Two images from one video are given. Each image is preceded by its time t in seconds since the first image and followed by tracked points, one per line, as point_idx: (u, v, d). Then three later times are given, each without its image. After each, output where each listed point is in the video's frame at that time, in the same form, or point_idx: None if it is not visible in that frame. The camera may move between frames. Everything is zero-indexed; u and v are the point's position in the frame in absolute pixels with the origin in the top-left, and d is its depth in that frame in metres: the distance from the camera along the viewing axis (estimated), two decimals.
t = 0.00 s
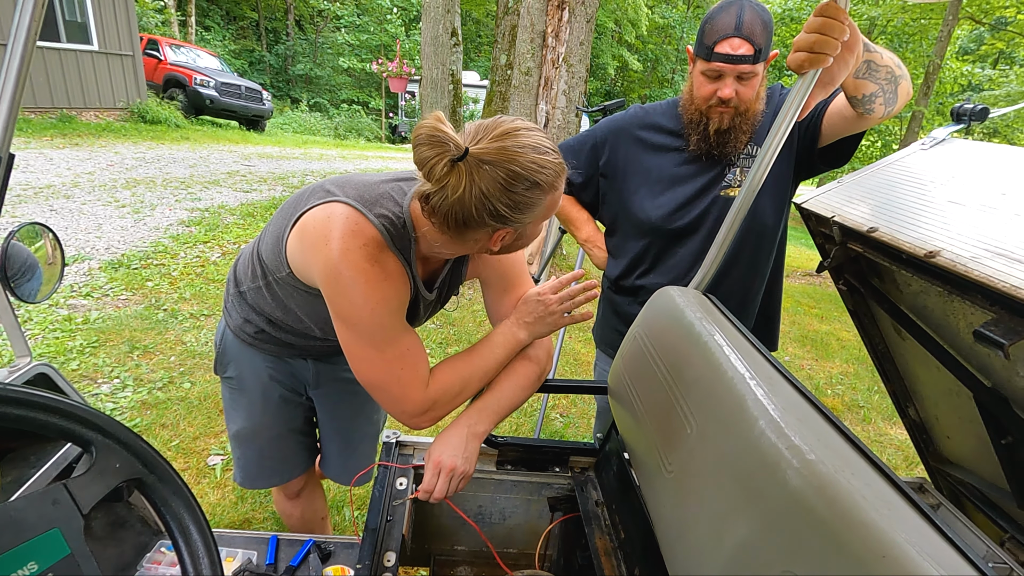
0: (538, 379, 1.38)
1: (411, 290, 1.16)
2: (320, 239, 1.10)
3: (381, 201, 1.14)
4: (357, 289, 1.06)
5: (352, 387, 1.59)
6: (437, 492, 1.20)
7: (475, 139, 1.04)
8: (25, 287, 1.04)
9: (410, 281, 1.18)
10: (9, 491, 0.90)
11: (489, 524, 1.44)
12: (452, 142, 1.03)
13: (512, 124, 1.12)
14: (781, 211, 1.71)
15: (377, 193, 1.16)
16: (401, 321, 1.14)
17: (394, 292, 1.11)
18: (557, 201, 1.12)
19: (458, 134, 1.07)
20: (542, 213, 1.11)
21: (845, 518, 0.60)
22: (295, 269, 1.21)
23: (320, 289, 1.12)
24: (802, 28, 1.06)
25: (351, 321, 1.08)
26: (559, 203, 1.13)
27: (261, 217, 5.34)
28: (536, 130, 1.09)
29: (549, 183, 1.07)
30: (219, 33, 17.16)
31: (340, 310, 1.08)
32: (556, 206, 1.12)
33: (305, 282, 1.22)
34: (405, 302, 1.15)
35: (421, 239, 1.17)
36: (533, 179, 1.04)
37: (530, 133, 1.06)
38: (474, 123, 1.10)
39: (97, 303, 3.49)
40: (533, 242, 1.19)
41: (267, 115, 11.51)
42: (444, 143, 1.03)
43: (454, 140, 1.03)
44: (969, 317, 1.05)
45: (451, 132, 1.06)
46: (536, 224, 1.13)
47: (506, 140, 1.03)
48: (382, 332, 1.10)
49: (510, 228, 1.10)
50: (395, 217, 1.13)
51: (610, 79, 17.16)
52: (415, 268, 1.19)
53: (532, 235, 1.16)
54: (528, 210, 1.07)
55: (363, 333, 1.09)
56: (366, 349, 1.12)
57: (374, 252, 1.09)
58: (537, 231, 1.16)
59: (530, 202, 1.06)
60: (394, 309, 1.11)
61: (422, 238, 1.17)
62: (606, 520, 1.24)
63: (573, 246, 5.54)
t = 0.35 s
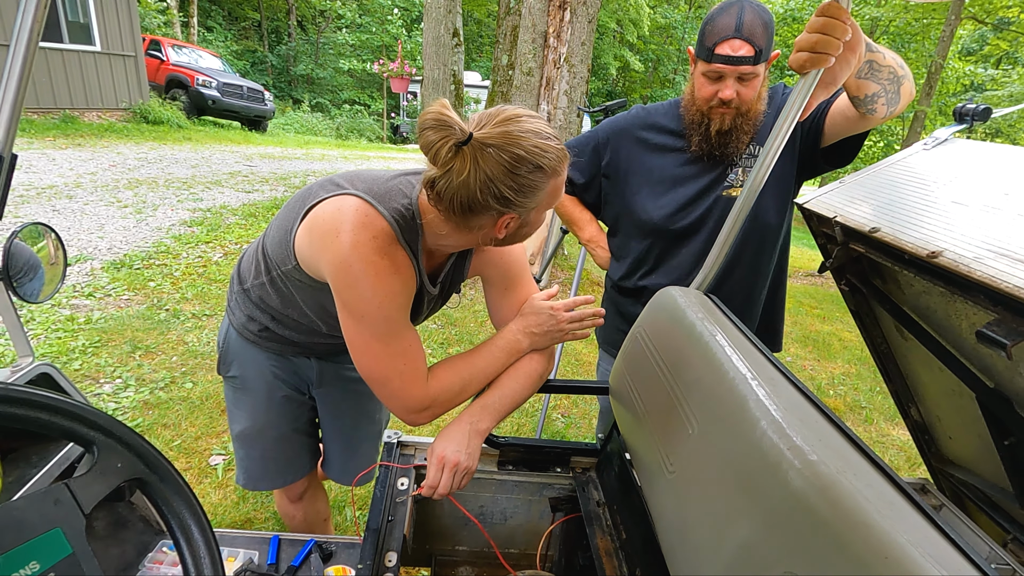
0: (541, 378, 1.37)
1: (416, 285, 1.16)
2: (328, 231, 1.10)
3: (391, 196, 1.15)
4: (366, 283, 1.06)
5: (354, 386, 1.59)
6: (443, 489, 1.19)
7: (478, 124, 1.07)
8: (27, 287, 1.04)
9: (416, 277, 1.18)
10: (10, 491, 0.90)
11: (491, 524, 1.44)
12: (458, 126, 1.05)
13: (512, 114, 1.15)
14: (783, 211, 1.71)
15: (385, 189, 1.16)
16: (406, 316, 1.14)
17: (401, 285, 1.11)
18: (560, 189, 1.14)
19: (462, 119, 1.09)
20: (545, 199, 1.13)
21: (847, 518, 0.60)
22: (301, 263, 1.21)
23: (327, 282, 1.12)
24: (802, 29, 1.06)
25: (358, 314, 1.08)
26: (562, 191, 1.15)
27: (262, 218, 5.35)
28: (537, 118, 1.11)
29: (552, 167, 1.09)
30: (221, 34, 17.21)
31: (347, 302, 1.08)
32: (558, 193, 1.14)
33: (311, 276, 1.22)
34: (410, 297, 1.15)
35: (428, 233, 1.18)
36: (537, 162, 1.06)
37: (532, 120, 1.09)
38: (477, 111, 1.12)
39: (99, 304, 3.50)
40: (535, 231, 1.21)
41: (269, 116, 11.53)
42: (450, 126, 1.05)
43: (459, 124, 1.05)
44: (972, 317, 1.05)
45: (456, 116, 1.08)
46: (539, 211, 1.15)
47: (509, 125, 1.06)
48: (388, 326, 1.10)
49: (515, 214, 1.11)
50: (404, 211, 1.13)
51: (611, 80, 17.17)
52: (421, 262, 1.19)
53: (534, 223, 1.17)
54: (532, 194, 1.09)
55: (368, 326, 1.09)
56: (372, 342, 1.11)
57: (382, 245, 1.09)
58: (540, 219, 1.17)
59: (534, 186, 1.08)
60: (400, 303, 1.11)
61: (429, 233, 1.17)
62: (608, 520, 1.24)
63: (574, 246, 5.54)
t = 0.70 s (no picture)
0: (544, 376, 1.37)
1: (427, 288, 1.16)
2: (342, 234, 1.09)
3: (404, 197, 1.14)
4: (382, 288, 1.06)
5: (355, 387, 1.58)
6: (450, 491, 1.18)
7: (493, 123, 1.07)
8: (28, 287, 1.05)
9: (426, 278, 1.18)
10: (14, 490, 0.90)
11: (492, 524, 1.44)
12: (474, 125, 1.04)
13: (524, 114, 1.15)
14: (785, 207, 1.71)
15: (396, 190, 1.15)
16: (419, 319, 1.14)
17: (416, 289, 1.11)
18: (570, 187, 1.14)
19: (477, 119, 1.09)
20: (556, 198, 1.13)
21: (849, 518, 0.60)
22: (311, 264, 1.20)
23: (340, 285, 1.11)
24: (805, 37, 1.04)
25: (373, 318, 1.08)
26: (571, 190, 1.15)
27: (264, 218, 5.36)
28: (549, 118, 1.12)
29: (565, 166, 1.09)
30: (223, 34, 17.23)
31: (362, 307, 1.08)
32: (568, 192, 1.15)
33: (321, 278, 1.21)
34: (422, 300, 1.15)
35: (439, 233, 1.17)
36: (550, 161, 1.06)
37: (544, 119, 1.10)
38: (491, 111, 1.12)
39: (101, 304, 3.51)
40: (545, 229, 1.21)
41: (271, 116, 11.55)
42: (467, 125, 1.04)
43: (475, 124, 1.05)
44: (975, 317, 1.05)
45: (471, 115, 1.08)
46: (550, 210, 1.15)
47: (524, 124, 1.06)
48: (401, 329, 1.11)
49: (530, 212, 1.10)
50: (416, 212, 1.12)
51: (613, 80, 17.17)
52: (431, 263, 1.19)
53: (546, 222, 1.17)
54: (545, 193, 1.09)
55: (383, 330, 1.10)
56: (385, 345, 1.12)
57: (397, 249, 1.08)
58: (551, 218, 1.17)
59: (548, 185, 1.08)
60: (415, 308, 1.11)
61: (440, 233, 1.17)
62: (610, 520, 1.24)
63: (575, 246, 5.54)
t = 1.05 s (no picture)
0: (539, 391, 1.36)
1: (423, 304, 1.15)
2: (336, 251, 1.07)
3: (398, 212, 1.12)
4: (377, 306, 1.04)
5: (349, 404, 1.57)
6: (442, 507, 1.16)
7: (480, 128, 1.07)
8: (13, 307, 1.01)
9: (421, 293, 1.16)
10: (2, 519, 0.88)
11: (489, 540, 1.42)
12: (460, 129, 1.06)
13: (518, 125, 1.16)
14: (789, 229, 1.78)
15: (390, 204, 1.14)
16: (414, 336, 1.13)
17: (411, 305, 1.09)
18: (563, 197, 1.13)
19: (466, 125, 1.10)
20: (546, 207, 1.12)
21: (854, 540, 0.59)
22: (306, 283, 1.18)
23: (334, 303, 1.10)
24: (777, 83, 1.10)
25: (367, 336, 1.07)
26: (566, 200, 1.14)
27: (253, 229, 5.31)
28: (540, 126, 1.12)
29: (555, 173, 1.08)
30: (210, 43, 17.17)
31: (356, 325, 1.06)
32: (560, 202, 1.13)
33: (316, 296, 1.19)
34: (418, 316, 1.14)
35: (433, 247, 1.16)
36: (539, 166, 1.05)
37: (535, 127, 1.10)
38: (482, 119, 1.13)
39: (87, 318, 3.45)
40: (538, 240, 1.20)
41: (259, 126, 11.51)
42: (453, 127, 1.06)
43: (462, 127, 1.06)
44: (968, 328, 1.05)
45: (460, 120, 1.09)
46: (541, 220, 1.14)
47: (511, 128, 1.06)
48: (396, 346, 1.10)
49: (518, 220, 1.09)
50: (410, 227, 1.11)
51: (602, 88, 17.31)
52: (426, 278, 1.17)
53: (537, 232, 1.16)
54: (534, 199, 1.08)
55: (378, 348, 1.08)
56: (379, 363, 1.10)
57: (393, 265, 1.06)
58: (543, 229, 1.16)
59: (536, 191, 1.07)
60: (410, 325, 1.10)
61: (435, 247, 1.16)
62: (608, 536, 1.23)
63: (566, 254, 5.56)
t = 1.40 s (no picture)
0: (511, 396, 1.39)
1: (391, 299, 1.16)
2: (303, 248, 1.10)
3: (364, 210, 1.16)
4: (344, 297, 1.06)
5: (324, 414, 1.57)
6: (414, 507, 1.17)
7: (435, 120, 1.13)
8: None
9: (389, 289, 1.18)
10: None
11: (464, 544, 1.44)
12: (416, 120, 1.12)
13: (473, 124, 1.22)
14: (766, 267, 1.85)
15: (356, 204, 1.18)
16: (383, 329, 1.14)
17: (378, 298, 1.11)
18: (522, 184, 1.17)
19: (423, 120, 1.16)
20: (505, 193, 1.15)
21: (790, 530, 0.63)
22: (276, 285, 1.20)
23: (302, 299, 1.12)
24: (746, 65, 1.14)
25: (335, 328, 1.08)
26: (525, 188, 1.18)
27: (226, 238, 5.25)
28: (494, 120, 1.18)
29: (510, 158, 1.13)
30: (178, 49, 16.88)
31: (323, 318, 1.08)
32: (519, 189, 1.17)
33: (286, 298, 1.21)
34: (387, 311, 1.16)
35: (400, 243, 1.19)
36: (493, 150, 1.10)
37: (489, 119, 1.16)
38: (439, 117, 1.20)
39: (53, 332, 3.38)
40: (501, 232, 1.22)
41: (231, 133, 11.36)
42: (409, 118, 1.12)
43: (418, 119, 1.12)
44: (906, 328, 1.12)
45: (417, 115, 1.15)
46: (502, 208, 1.17)
47: (464, 118, 1.12)
48: (364, 338, 1.11)
49: (478, 204, 1.12)
50: (376, 223, 1.14)
51: (576, 92, 17.46)
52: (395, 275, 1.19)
53: (498, 221, 1.19)
54: (491, 183, 1.11)
55: (346, 340, 1.10)
56: (348, 356, 1.12)
57: (358, 256, 1.08)
58: (505, 217, 1.19)
59: (493, 174, 1.11)
60: (378, 317, 1.11)
61: (402, 244, 1.18)
62: (577, 536, 1.27)
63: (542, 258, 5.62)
